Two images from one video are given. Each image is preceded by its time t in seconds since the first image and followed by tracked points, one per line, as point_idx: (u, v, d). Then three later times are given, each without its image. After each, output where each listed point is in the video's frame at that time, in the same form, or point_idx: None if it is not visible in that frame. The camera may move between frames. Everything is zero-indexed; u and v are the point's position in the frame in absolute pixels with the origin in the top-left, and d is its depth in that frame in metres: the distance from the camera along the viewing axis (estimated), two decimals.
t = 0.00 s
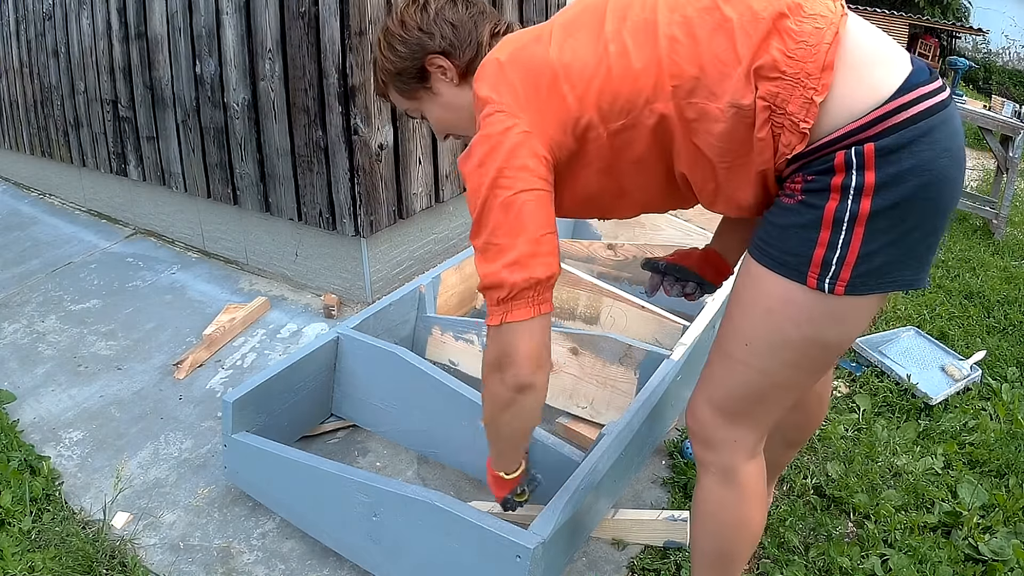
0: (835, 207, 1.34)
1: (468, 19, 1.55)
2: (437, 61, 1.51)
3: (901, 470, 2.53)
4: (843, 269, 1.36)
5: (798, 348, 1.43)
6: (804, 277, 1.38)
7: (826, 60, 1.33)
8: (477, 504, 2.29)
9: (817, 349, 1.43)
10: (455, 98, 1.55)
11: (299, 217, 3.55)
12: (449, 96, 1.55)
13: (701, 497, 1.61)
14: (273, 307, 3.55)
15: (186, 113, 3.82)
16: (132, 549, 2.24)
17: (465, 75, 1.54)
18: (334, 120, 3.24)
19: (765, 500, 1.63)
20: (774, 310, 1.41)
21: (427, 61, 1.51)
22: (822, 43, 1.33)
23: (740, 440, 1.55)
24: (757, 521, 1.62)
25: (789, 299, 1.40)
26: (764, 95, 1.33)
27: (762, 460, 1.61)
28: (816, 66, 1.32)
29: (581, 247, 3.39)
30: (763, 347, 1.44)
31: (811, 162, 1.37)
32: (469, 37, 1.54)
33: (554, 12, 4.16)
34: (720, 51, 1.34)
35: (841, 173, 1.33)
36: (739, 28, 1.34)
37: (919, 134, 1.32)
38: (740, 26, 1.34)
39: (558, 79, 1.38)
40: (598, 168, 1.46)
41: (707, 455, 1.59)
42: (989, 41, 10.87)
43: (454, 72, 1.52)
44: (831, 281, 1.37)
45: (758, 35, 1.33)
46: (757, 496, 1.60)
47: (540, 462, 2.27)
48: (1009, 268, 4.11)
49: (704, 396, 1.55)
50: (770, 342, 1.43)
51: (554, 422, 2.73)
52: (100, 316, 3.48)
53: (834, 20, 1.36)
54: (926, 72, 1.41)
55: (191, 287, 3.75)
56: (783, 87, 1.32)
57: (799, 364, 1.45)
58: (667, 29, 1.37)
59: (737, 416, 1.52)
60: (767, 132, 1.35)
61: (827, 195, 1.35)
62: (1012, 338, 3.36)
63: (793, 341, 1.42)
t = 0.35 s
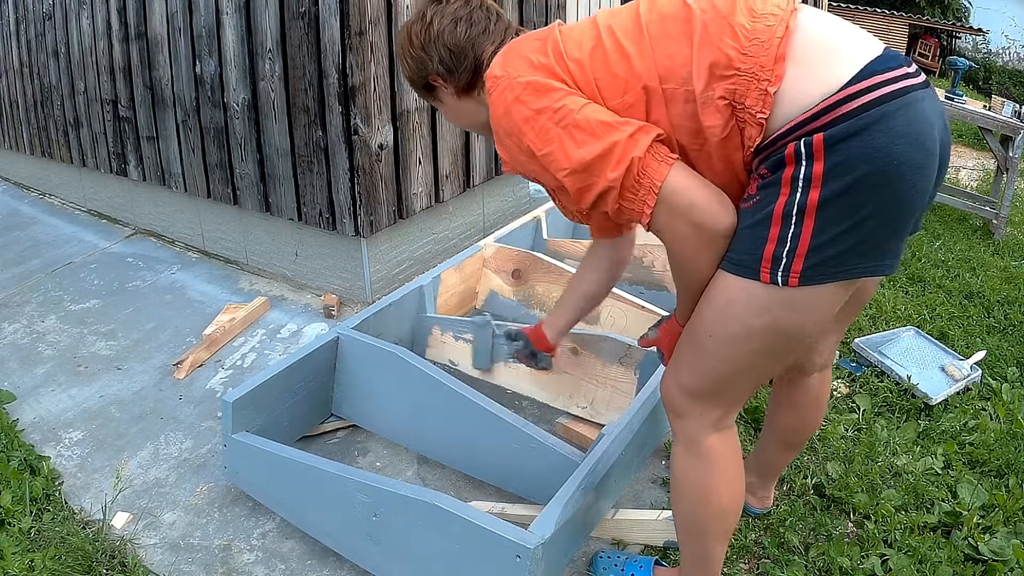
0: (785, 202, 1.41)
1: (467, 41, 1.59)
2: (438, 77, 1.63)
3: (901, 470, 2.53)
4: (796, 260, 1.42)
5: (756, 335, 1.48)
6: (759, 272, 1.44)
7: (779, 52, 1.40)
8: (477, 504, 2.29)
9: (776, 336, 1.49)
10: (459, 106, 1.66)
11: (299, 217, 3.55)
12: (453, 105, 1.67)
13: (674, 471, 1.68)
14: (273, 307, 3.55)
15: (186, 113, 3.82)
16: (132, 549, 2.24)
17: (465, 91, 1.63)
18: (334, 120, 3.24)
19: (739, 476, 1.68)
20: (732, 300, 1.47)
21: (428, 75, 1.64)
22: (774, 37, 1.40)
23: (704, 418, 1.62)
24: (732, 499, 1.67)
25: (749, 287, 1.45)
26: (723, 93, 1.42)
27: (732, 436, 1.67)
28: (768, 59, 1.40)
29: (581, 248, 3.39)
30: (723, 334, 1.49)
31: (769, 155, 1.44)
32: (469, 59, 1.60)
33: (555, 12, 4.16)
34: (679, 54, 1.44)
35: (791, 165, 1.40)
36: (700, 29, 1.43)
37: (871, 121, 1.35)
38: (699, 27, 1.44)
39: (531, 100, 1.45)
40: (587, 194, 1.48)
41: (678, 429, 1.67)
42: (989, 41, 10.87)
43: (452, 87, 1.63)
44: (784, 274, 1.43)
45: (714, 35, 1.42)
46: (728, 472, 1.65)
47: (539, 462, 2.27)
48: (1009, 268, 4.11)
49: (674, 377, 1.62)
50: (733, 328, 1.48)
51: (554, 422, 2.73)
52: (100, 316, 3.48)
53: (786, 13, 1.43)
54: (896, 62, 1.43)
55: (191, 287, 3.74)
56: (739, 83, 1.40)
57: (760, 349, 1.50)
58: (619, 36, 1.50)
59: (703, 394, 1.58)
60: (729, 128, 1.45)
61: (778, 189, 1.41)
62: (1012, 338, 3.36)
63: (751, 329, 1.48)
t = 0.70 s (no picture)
0: (759, 198, 1.37)
1: (483, 64, 1.60)
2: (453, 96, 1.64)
3: (901, 471, 2.53)
4: (772, 259, 1.37)
5: (738, 343, 1.45)
6: (736, 272, 1.41)
7: (744, 50, 1.42)
8: (477, 504, 2.29)
9: (759, 343, 1.45)
10: (472, 126, 1.68)
11: (299, 217, 3.55)
12: (467, 124, 1.69)
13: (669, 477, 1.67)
14: (273, 307, 3.55)
15: (186, 113, 3.82)
16: (132, 549, 2.24)
17: (479, 112, 1.65)
18: (334, 121, 3.24)
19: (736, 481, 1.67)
20: (713, 306, 1.44)
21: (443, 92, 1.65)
22: (741, 39, 1.43)
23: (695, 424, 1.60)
24: (728, 504, 1.65)
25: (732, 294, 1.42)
26: (695, 98, 1.42)
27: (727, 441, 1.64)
28: (736, 57, 1.41)
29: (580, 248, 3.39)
30: (706, 340, 1.47)
31: (744, 155, 1.42)
32: (484, 81, 1.61)
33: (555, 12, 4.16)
34: (659, 65, 1.47)
35: (763, 161, 1.37)
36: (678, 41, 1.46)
37: (841, 108, 1.31)
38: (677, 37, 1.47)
39: (521, 107, 1.47)
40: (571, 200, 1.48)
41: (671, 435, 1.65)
42: (989, 41, 10.89)
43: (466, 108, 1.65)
44: (761, 273, 1.39)
45: (688, 43, 1.45)
46: (722, 479, 1.63)
47: (539, 462, 2.27)
48: (1009, 268, 4.11)
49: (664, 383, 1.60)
50: (715, 334, 1.46)
51: (554, 422, 2.74)
52: (100, 316, 3.48)
53: (757, 22, 1.46)
54: (871, 57, 1.39)
55: (192, 287, 3.75)
56: (709, 84, 1.41)
57: (744, 356, 1.47)
58: (607, 52, 1.53)
59: (693, 400, 1.56)
60: (705, 133, 1.44)
61: (753, 186, 1.38)
62: (1012, 338, 3.36)
63: (732, 338, 1.45)
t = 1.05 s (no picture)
0: (873, 288, 1.21)
1: None
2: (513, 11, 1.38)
3: (901, 470, 2.53)
4: (867, 360, 1.24)
5: (812, 429, 1.33)
6: (825, 358, 1.28)
7: (916, 99, 1.17)
8: (477, 504, 2.29)
9: (830, 430, 1.33)
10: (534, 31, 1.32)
11: (299, 217, 3.55)
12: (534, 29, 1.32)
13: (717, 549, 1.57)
14: (273, 307, 3.55)
15: (186, 113, 3.82)
16: (132, 549, 2.24)
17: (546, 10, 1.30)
18: (334, 121, 3.24)
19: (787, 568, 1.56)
20: (787, 382, 1.33)
21: None
22: (918, 79, 1.17)
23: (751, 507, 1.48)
24: None
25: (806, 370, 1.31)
26: (834, 122, 1.19)
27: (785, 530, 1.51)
28: (903, 103, 1.17)
29: (580, 248, 3.40)
30: (776, 422, 1.36)
31: (855, 221, 1.24)
32: None
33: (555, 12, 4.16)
34: (813, 64, 1.20)
35: (888, 248, 1.19)
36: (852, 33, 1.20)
37: (992, 225, 1.16)
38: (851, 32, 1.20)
39: None
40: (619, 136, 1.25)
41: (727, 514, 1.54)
42: (989, 41, 10.88)
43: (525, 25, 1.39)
44: (851, 368, 1.26)
45: (858, 46, 1.19)
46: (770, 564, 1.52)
47: (539, 461, 2.26)
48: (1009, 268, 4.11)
49: (728, 451, 1.49)
50: (786, 418, 1.34)
51: (554, 423, 2.74)
52: (100, 316, 3.48)
53: (939, 62, 1.21)
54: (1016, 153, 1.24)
55: (191, 287, 3.75)
56: (856, 113, 1.18)
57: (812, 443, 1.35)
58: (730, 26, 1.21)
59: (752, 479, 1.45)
60: (825, 160, 1.23)
61: (868, 271, 1.21)
62: (1012, 338, 3.36)
63: (807, 420, 1.32)
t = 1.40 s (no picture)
0: (897, 228, 1.34)
1: (460, 84, 1.35)
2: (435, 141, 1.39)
3: (901, 470, 2.53)
4: (909, 287, 1.38)
5: (869, 369, 1.45)
6: (872, 300, 1.40)
7: (883, 77, 1.33)
8: (477, 504, 2.30)
9: (887, 369, 1.46)
10: (461, 164, 1.45)
11: (299, 217, 3.55)
12: (454, 166, 1.46)
13: (771, 527, 1.65)
14: (273, 307, 3.55)
15: (186, 113, 3.82)
16: (132, 549, 2.24)
17: (468, 146, 1.41)
18: (334, 121, 3.24)
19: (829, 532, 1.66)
20: (836, 335, 1.44)
21: (424, 143, 1.40)
22: (877, 61, 1.34)
23: (816, 473, 1.58)
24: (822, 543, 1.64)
25: (858, 320, 1.42)
26: (827, 117, 1.32)
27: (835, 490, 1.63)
28: (877, 84, 1.33)
29: (580, 247, 3.39)
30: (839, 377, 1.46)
31: (864, 183, 1.37)
32: (469, 105, 1.35)
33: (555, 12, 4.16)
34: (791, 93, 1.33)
35: (897, 192, 1.34)
36: (812, 49, 1.34)
37: (963, 145, 1.35)
38: (799, 42, 1.35)
39: (644, 112, 1.19)
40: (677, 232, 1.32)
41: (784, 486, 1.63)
42: (989, 41, 10.87)
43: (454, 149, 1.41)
44: (898, 300, 1.39)
45: (822, 57, 1.34)
46: (827, 528, 1.63)
47: (539, 461, 2.27)
48: (1009, 268, 4.11)
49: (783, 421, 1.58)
50: (843, 371, 1.46)
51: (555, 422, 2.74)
52: (100, 316, 3.48)
53: (877, 37, 1.38)
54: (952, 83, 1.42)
55: (191, 287, 3.74)
56: (843, 106, 1.32)
57: (869, 384, 1.47)
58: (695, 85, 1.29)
59: (813, 443, 1.55)
60: (825, 151, 1.35)
61: (887, 216, 1.35)
62: (1012, 338, 3.37)
63: (865, 363, 1.45)
